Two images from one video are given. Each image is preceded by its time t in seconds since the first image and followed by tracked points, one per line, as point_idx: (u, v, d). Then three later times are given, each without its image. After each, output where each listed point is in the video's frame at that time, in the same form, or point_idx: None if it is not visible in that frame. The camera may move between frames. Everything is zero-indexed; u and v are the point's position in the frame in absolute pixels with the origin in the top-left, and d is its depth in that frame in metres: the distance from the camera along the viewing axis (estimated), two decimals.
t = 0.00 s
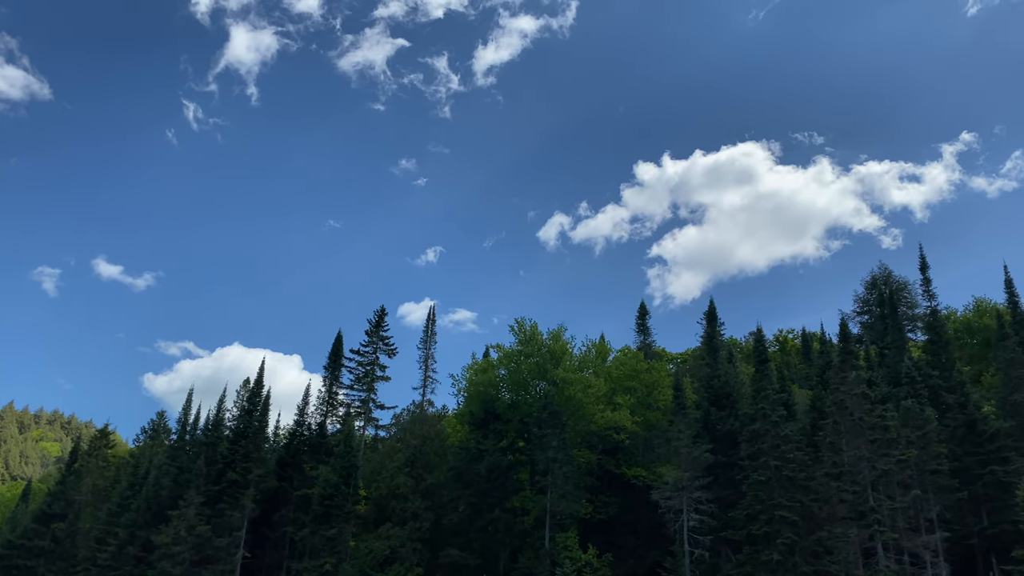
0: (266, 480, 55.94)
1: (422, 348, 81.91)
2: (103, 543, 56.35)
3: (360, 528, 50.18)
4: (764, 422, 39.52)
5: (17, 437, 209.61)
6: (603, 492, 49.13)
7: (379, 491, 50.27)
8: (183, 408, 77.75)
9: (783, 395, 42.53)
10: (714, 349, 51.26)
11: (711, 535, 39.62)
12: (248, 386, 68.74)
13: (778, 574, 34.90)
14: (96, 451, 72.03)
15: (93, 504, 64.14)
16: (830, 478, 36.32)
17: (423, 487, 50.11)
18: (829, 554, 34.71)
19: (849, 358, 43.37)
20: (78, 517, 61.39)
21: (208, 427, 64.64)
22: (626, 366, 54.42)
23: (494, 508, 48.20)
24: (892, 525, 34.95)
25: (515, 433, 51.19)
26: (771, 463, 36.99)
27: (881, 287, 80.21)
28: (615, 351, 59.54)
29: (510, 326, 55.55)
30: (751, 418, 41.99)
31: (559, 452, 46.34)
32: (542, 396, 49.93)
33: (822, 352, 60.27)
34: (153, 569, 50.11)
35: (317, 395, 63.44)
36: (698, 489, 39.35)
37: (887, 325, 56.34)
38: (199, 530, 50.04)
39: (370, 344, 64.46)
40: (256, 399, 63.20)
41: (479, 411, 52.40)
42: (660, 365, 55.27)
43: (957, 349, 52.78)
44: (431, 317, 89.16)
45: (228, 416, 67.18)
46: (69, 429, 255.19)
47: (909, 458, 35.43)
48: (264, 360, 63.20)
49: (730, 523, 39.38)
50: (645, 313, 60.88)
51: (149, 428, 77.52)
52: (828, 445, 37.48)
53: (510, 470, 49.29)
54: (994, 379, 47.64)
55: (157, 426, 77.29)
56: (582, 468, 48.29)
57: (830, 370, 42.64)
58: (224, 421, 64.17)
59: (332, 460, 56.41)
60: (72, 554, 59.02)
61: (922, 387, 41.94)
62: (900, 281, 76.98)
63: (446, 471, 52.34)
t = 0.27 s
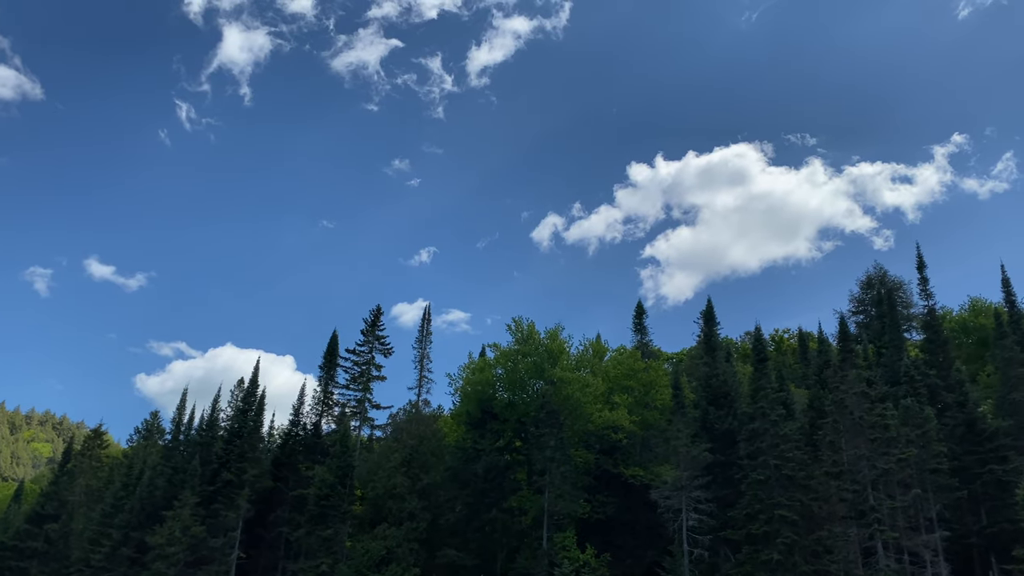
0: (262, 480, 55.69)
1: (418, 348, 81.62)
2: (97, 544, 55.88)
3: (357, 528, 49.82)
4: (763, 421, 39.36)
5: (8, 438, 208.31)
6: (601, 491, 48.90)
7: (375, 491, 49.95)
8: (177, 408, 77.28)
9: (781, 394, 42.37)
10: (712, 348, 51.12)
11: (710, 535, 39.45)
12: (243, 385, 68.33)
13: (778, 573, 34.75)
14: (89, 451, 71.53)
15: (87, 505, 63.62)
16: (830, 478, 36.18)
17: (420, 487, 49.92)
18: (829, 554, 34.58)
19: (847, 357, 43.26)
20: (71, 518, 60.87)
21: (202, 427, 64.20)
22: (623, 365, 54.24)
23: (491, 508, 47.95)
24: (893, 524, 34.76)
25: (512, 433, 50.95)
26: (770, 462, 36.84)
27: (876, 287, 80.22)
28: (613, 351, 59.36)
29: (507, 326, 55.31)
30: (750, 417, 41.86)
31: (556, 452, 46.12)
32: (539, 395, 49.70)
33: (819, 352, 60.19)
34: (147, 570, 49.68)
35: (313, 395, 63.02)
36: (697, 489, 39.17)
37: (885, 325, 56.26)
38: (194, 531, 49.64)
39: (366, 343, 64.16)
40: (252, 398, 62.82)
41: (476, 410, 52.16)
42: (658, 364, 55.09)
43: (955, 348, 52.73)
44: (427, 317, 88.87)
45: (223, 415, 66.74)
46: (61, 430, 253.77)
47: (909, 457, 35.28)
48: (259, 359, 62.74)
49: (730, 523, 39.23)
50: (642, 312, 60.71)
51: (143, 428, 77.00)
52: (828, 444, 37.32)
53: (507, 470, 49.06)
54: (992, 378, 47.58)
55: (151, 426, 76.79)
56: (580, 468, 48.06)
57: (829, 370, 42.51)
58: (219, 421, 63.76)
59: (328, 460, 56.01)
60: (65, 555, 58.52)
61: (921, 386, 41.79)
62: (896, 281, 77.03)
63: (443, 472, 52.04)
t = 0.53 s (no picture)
0: (258, 480, 55.38)
1: (414, 348, 81.37)
2: (91, 545, 55.49)
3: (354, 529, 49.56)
4: (762, 420, 39.16)
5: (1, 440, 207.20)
6: (599, 491, 48.65)
7: (373, 491, 49.67)
8: (171, 408, 76.85)
9: (781, 393, 42.21)
10: (710, 347, 50.97)
11: (710, 534, 39.29)
12: (238, 385, 67.95)
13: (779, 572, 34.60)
14: (82, 451, 70.98)
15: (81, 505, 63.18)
16: (830, 477, 36.02)
17: (418, 487, 49.73)
18: (830, 553, 34.41)
19: (847, 355, 43.12)
20: (66, 519, 60.44)
21: (198, 427, 63.81)
22: (621, 364, 54.05)
23: (489, 508, 47.71)
24: (895, 524, 34.53)
25: (510, 432, 50.71)
26: (770, 461, 36.68)
27: (873, 286, 80.20)
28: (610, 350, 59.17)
29: (504, 325, 55.08)
30: (749, 416, 41.68)
31: (555, 451, 45.90)
32: (537, 394, 49.49)
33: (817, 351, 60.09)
34: (142, 571, 49.31)
35: (309, 395, 62.65)
36: (697, 488, 38.99)
37: (883, 323, 56.17)
38: (189, 532, 49.29)
39: (362, 343, 63.86)
40: (247, 398, 62.47)
41: (473, 410, 51.93)
42: (656, 363, 54.91)
43: (953, 347, 52.68)
44: (423, 317, 88.61)
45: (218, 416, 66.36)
46: (53, 431, 252.59)
47: (909, 456, 35.11)
48: (255, 359, 62.37)
49: (730, 522, 39.06)
50: (640, 312, 60.52)
51: (137, 428, 76.55)
52: (828, 443, 37.13)
53: (505, 469, 48.84)
54: (990, 377, 47.50)
55: (145, 426, 76.36)
56: (578, 467, 47.83)
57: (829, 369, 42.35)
58: (214, 421, 63.37)
59: (324, 460, 55.68)
60: (59, 557, 58.12)
61: (922, 385, 41.61)
62: (892, 280, 77.11)
63: (440, 471, 51.73)
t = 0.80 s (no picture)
0: (255, 480, 55.04)
1: (411, 347, 81.11)
2: (87, 546, 55.12)
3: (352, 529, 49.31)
4: (763, 418, 39.00)
5: None
6: (598, 490, 48.45)
7: (371, 490, 49.40)
8: (167, 408, 76.46)
9: (781, 390, 42.07)
10: (710, 345, 50.83)
11: (711, 533, 39.16)
12: (234, 385, 67.59)
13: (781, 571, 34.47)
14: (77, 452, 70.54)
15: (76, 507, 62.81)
16: (832, 474, 35.88)
17: (416, 486, 49.49)
18: (832, 551, 34.28)
19: (848, 352, 42.99)
20: (61, 520, 60.02)
21: (193, 426, 63.44)
22: (620, 363, 53.91)
23: (488, 507, 47.47)
24: (897, 521, 34.38)
25: (508, 431, 50.48)
26: (771, 459, 36.56)
27: (870, 284, 80.20)
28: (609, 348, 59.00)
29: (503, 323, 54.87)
30: (749, 414, 41.58)
31: (554, 450, 45.71)
32: (536, 393, 49.30)
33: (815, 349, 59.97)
34: (138, 572, 48.94)
35: (305, 394, 62.30)
36: (698, 486, 38.84)
37: (882, 321, 56.10)
38: (185, 532, 48.95)
39: (359, 342, 63.57)
40: (244, 398, 62.11)
41: (472, 408, 51.71)
42: (654, 361, 54.76)
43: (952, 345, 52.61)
44: (419, 316, 88.36)
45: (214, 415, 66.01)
46: (47, 432, 251.49)
47: (911, 453, 34.99)
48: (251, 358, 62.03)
49: (730, 521, 38.93)
50: (638, 310, 60.34)
51: (133, 428, 76.12)
52: (829, 441, 37.00)
53: (504, 468, 48.61)
54: (990, 374, 47.44)
55: (140, 426, 75.94)
56: (577, 466, 47.64)
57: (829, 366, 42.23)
58: (210, 420, 63.00)
59: (321, 460, 55.32)
60: (55, 558, 57.70)
61: (923, 382, 41.49)
62: (889, 278, 77.12)
63: (439, 471, 51.46)
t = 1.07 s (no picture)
0: (254, 480, 54.71)
1: (409, 346, 80.84)
2: (84, 547, 54.77)
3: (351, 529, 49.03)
4: (766, 415, 38.80)
5: None
6: (599, 489, 48.21)
7: (370, 490, 49.11)
8: (164, 408, 76.06)
9: (783, 388, 41.87)
10: (710, 343, 50.66)
11: (714, 531, 38.98)
12: (232, 384, 67.20)
13: (784, 569, 34.31)
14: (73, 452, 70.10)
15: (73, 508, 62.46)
16: (835, 472, 35.69)
17: (416, 486, 49.24)
18: (836, 549, 34.11)
19: (849, 349, 42.81)
20: (58, 521, 59.63)
21: (191, 426, 63.06)
22: (620, 361, 53.66)
23: (488, 507, 47.22)
24: (901, 519, 34.18)
25: (508, 430, 50.22)
26: (774, 457, 36.39)
27: (868, 283, 80.14)
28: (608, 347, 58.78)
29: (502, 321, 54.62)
30: (751, 412, 41.38)
31: (555, 449, 45.49)
32: (536, 391, 49.06)
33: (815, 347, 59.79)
34: (136, 574, 48.59)
35: (304, 394, 61.94)
36: (700, 484, 38.65)
37: (881, 318, 55.98)
38: (183, 533, 48.63)
39: (357, 341, 63.27)
40: (242, 398, 61.74)
41: (471, 407, 51.45)
42: (655, 359, 54.55)
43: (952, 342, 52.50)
44: (417, 315, 88.09)
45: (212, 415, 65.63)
46: (42, 433, 250.47)
47: (915, 450, 34.80)
48: (249, 358, 61.69)
49: (733, 519, 38.75)
50: (638, 308, 60.13)
51: (129, 428, 75.70)
52: (832, 438, 36.82)
53: (504, 468, 48.36)
54: (991, 371, 47.29)
55: (137, 426, 75.52)
56: (578, 465, 47.40)
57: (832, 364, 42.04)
58: (208, 420, 62.62)
59: (320, 460, 54.98)
60: (52, 559, 57.31)
61: (925, 379, 41.32)
62: (887, 276, 77.07)
63: (438, 470, 51.17)
